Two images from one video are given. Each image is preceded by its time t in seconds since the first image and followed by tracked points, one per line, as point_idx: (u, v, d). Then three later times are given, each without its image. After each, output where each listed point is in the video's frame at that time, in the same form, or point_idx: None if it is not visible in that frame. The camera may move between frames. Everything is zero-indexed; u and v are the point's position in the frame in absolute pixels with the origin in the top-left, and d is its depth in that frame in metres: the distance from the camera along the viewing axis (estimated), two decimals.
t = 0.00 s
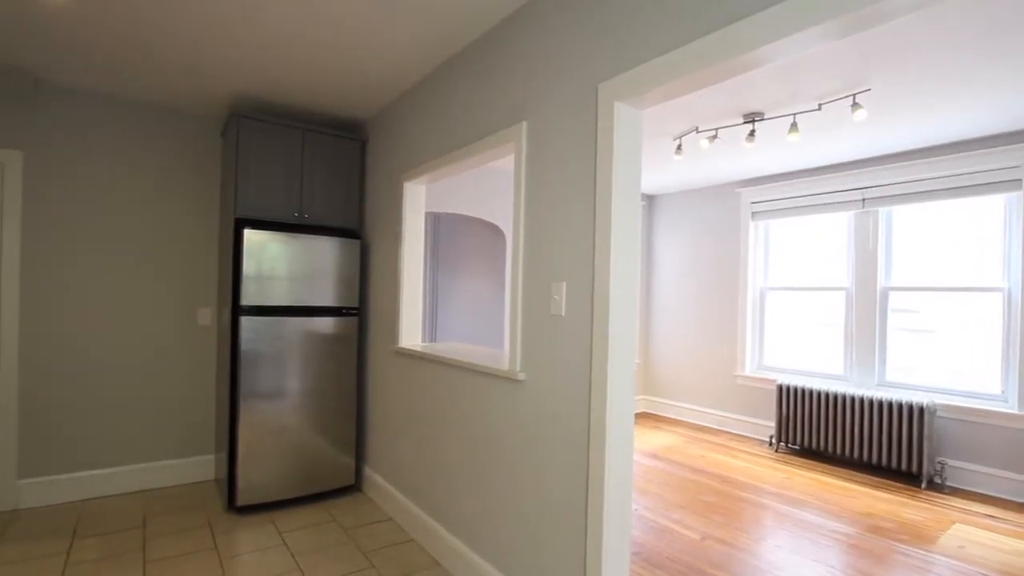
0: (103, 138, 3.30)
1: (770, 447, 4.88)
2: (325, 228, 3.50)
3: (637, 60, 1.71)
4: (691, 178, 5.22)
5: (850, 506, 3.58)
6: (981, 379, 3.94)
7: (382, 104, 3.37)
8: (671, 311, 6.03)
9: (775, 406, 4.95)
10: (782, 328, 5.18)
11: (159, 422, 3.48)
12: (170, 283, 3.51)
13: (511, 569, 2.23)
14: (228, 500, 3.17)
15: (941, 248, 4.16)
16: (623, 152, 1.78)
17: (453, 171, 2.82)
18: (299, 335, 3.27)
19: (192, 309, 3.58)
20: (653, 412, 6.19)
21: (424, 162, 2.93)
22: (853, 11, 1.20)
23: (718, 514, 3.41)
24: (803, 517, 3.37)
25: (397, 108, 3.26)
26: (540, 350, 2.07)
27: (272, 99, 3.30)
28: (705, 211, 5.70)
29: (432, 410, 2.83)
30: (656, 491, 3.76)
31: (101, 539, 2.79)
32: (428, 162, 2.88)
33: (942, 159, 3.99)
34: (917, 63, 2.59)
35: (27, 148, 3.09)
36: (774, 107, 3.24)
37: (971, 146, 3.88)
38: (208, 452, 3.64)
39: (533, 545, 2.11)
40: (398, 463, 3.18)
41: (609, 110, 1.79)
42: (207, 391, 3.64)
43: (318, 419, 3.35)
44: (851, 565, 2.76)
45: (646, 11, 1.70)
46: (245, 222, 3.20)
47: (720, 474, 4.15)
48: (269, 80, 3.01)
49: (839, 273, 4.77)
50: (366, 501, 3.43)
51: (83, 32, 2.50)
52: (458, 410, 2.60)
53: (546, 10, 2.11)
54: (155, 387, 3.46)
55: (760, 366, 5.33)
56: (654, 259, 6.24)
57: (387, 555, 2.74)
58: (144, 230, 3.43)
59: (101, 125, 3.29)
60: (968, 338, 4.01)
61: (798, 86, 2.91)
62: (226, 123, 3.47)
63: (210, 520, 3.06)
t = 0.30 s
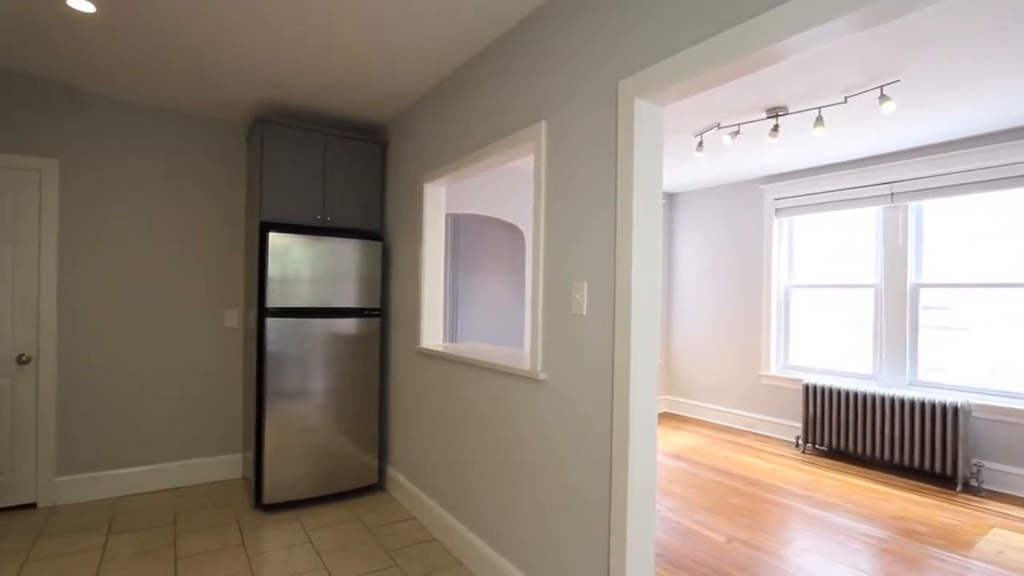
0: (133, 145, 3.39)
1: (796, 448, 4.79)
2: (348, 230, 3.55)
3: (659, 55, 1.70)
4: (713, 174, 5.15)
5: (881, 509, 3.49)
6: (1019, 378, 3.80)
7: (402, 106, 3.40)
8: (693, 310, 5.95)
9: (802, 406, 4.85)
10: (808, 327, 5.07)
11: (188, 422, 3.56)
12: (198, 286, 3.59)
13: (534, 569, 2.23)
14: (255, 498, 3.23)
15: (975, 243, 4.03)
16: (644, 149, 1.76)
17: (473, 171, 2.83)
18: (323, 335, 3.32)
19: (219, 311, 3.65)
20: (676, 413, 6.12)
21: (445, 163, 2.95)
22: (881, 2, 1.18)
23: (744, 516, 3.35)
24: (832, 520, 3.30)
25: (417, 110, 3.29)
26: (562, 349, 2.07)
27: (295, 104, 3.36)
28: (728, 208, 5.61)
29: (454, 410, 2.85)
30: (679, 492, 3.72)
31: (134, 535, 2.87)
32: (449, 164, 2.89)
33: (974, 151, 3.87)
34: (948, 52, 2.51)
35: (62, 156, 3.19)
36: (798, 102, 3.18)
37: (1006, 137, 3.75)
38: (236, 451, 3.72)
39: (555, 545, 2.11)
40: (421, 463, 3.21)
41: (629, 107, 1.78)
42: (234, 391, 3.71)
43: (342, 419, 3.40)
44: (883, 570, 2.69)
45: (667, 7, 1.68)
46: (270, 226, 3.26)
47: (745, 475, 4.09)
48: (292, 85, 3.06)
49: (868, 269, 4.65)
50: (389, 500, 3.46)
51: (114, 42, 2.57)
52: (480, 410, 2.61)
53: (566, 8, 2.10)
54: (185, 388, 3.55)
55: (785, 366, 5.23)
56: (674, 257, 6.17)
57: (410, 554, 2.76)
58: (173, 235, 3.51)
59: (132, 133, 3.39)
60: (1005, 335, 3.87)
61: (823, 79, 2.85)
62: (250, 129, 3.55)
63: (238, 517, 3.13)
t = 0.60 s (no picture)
0: (167, 150, 3.49)
1: (829, 450, 4.66)
2: (374, 232, 3.59)
3: (686, 50, 1.67)
4: (741, 171, 5.05)
5: (920, 514, 3.37)
6: None
7: (426, 108, 3.42)
8: (721, 309, 5.85)
9: (835, 407, 4.72)
10: (841, 326, 4.94)
11: (221, 421, 3.64)
12: (230, 287, 3.67)
13: (561, 570, 2.21)
14: (286, 495, 3.29)
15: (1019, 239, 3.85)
16: (671, 145, 1.74)
17: (497, 171, 2.83)
18: (351, 336, 3.36)
19: (249, 312, 3.73)
20: (703, 413, 6.03)
21: (469, 163, 2.96)
22: None
23: (775, 519, 3.28)
24: (868, 525, 3.21)
25: (441, 111, 3.30)
26: (588, 349, 2.05)
27: (322, 108, 3.41)
28: (756, 205, 5.50)
29: (480, 410, 2.85)
30: (708, 494, 3.66)
31: (170, 530, 2.95)
32: (473, 164, 2.90)
33: (1017, 142, 3.71)
34: (990, 39, 2.41)
35: (101, 162, 3.29)
36: (830, 95, 3.09)
37: None
38: (266, 449, 3.79)
39: (583, 546, 2.09)
40: (447, 462, 3.22)
41: (656, 103, 1.76)
42: (264, 390, 3.79)
43: (369, 418, 3.44)
44: None
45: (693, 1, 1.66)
46: (298, 228, 3.32)
47: (776, 478, 4.00)
48: (319, 89, 3.11)
49: (904, 266, 4.50)
50: (415, 499, 3.49)
51: (149, 50, 2.64)
52: (506, 409, 2.61)
53: (591, 5, 2.08)
54: (218, 387, 3.63)
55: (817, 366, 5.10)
56: (701, 256, 6.08)
57: (437, 553, 2.77)
58: (206, 238, 3.60)
59: (166, 139, 3.49)
60: None
61: (856, 71, 2.77)
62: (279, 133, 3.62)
63: (270, 514, 3.19)
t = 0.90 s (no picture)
0: (206, 156, 3.59)
1: (868, 455, 4.51)
2: (403, 233, 3.62)
3: (720, 45, 1.64)
4: (774, 167, 4.93)
5: (968, 522, 3.23)
6: None
7: (455, 109, 3.44)
8: (753, 309, 5.72)
9: (874, 410, 4.56)
10: (880, 325, 4.77)
11: (257, 418, 3.73)
12: (265, 288, 3.76)
13: (593, 572, 2.19)
14: (319, 492, 3.35)
15: None
16: (706, 141, 1.70)
17: (526, 171, 2.83)
18: (381, 336, 3.41)
19: (284, 313, 3.81)
20: (735, 416, 5.90)
21: (497, 164, 2.96)
22: None
23: (812, 525, 3.18)
24: (911, 532, 3.09)
25: (469, 112, 3.32)
26: (621, 349, 2.03)
27: (353, 111, 3.46)
28: (790, 201, 5.37)
29: (510, 409, 2.85)
30: (742, 498, 3.58)
31: (208, 524, 3.04)
32: (502, 164, 2.90)
33: None
34: None
35: (144, 167, 3.41)
36: (869, 87, 2.99)
37: None
38: (300, 447, 3.87)
39: (615, 548, 2.07)
40: (476, 461, 3.23)
41: (690, 98, 1.73)
42: (298, 389, 3.87)
43: (399, 418, 3.47)
44: None
45: None
46: (330, 230, 3.38)
47: (813, 483, 3.88)
48: (350, 93, 3.16)
49: (948, 264, 4.32)
50: (445, 498, 3.51)
51: (188, 59, 2.73)
52: (536, 409, 2.60)
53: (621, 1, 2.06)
54: (254, 385, 3.73)
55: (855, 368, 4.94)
56: (733, 254, 5.95)
57: (467, 552, 2.78)
58: (241, 240, 3.70)
59: (203, 144, 3.59)
60: None
61: (897, 62, 2.67)
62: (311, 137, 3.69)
63: (303, 510, 3.26)
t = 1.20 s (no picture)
0: (243, 160, 3.69)
1: (913, 461, 4.33)
2: (434, 233, 3.66)
3: (758, 38, 1.60)
4: (812, 163, 4.79)
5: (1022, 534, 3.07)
6: None
7: (485, 110, 3.45)
8: (790, 309, 5.57)
9: (919, 415, 4.38)
10: (926, 326, 4.58)
11: (292, 416, 3.82)
12: (300, 289, 3.85)
13: None
14: (352, 489, 3.40)
15: None
16: (744, 137, 1.66)
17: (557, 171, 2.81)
18: (412, 336, 3.44)
19: (318, 313, 3.89)
20: (770, 418, 5.76)
21: (528, 164, 2.96)
22: None
23: (854, 532, 3.08)
24: (960, 543, 2.95)
25: (499, 113, 3.32)
26: (655, 350, 2.00)
27: (384, 114, 3.51)
28: (829, 198, 5.21)
29: (541, 410, 2.84)
30: (779, 504, 3.48)
31: (246, 518, 3.12)
32: (532, 164, 2.90)
33: None
34: None
35: (185, 173, 3.53)
36: (914, 78, 2.87)
37: None
38: (333, 445, 3.94)
39: (648, 552, 2.04)
40: (507, 461, 3.24)
41: (727, 94, 1.69)
42: (331, 388, 3.94)
43: (430, 417, 3.50)
44: None
45: None
46: (363, 231, 3.43)
47: (853, 489, 3.75)
48: (381, 96, 3.20)
49: (999, 262, 4.12)
50: (475, 498, 3.52)
51: (227, 66, 2.80)
52: (568, 409, 2.59)
53: None
54: (289, 384, 3.81)
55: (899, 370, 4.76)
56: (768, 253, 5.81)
57: (498, 551, 2.79)
58: (277, 242, 3.79)
59: (241, 149, 3.69)
60: None
61: (945, 51, 2.56)
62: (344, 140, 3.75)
63: (337, 507, 3.32)
